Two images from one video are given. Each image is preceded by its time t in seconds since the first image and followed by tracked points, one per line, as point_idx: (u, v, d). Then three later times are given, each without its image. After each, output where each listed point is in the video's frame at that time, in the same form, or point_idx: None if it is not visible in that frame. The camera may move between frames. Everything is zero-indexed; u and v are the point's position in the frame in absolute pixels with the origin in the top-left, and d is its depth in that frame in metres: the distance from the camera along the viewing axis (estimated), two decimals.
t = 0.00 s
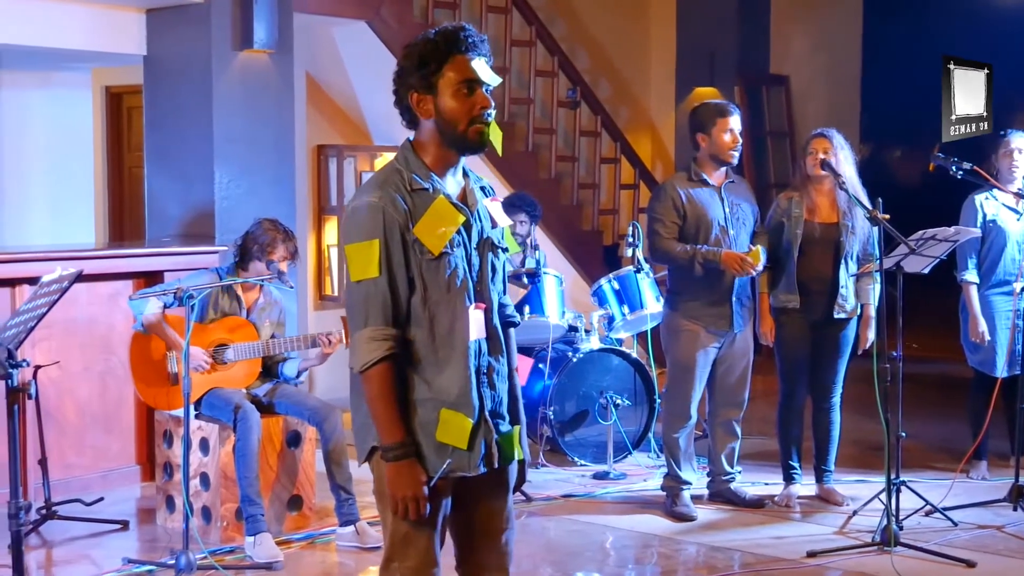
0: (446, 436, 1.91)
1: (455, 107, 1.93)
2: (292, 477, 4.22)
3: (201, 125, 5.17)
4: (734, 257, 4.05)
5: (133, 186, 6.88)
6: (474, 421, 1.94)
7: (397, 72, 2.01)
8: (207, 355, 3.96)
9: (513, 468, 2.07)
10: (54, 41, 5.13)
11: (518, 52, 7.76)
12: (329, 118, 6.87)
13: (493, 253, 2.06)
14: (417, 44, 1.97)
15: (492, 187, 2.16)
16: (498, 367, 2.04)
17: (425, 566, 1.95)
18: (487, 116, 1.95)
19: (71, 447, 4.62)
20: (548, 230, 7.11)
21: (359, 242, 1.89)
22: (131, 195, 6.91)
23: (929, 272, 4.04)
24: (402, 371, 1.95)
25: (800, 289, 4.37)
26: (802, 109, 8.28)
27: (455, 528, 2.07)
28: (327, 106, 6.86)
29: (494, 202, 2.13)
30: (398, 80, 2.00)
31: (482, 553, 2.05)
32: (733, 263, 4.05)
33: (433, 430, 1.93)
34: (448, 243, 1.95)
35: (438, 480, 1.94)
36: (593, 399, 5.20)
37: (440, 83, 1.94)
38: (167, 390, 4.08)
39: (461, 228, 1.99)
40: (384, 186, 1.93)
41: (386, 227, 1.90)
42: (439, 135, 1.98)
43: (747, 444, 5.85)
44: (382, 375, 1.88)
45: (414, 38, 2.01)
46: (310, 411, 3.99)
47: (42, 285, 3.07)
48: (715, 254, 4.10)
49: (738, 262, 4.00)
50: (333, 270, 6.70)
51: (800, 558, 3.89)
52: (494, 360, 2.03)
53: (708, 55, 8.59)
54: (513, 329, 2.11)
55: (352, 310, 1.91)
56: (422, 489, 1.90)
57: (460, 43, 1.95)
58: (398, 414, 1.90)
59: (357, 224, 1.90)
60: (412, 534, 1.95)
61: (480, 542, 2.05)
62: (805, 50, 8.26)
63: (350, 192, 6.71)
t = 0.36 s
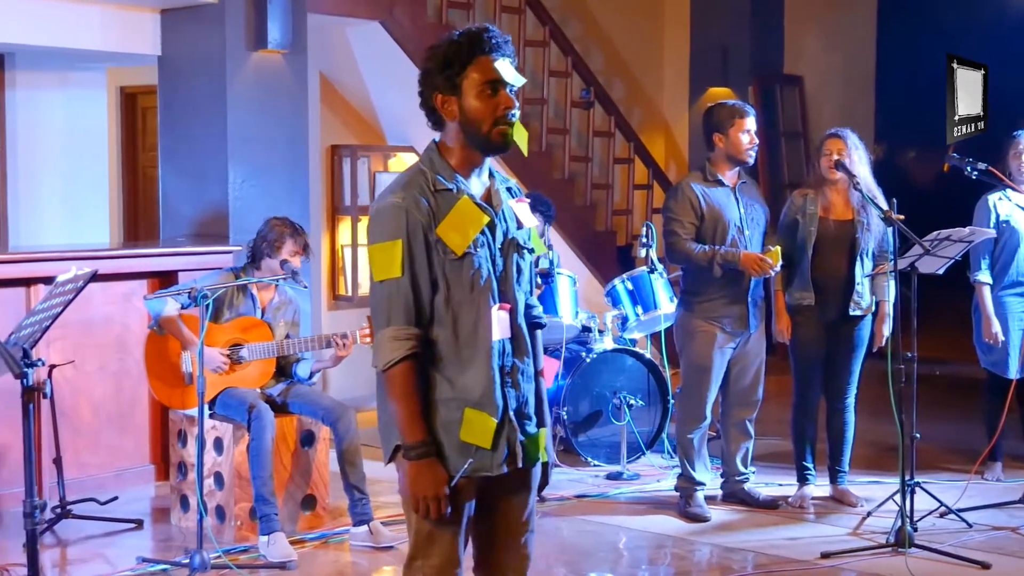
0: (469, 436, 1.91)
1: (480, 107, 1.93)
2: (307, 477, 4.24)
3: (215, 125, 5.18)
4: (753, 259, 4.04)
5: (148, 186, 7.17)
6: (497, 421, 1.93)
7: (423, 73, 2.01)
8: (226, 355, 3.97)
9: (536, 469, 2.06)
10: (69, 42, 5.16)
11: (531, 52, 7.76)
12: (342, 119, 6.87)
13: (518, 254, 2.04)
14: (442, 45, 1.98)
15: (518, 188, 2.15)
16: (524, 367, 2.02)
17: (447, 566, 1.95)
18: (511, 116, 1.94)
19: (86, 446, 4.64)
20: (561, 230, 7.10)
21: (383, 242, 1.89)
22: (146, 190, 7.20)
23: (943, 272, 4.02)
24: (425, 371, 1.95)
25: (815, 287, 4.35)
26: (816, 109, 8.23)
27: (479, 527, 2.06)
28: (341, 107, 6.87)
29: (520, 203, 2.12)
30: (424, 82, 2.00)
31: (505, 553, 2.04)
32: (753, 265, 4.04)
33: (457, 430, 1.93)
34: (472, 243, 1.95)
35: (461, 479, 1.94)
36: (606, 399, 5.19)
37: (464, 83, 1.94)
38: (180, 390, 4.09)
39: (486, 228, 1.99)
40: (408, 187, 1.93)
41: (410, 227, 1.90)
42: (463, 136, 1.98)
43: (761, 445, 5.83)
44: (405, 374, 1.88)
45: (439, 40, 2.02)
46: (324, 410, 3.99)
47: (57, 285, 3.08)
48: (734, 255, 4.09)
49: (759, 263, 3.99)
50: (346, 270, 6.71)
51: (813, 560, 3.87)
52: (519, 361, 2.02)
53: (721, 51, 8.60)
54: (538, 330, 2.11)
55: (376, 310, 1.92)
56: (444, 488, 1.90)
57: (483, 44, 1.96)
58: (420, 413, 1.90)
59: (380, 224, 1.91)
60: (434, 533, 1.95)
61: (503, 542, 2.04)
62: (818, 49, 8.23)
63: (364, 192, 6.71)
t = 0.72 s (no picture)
0: (504, 433, 1.91)
1: (519, 108, 1.93)
2: (324, 477, 4.25)
3: (234, 125, 5.20)
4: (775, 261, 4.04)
5: (168, 186, 7.20)
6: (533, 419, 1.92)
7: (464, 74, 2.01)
8: (254, 357, 3.98)
9: (569, 468, 2.05)
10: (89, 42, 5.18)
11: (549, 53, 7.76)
12: (362, 120, 6.88)
13: (556, 255, 2.03)
14: (482, 47, 1.98)
15: (557, 189, 2.13)
16: (559, 367, 2.01)
17: (481, 563, 1.95)
18: (551, 117, 1.93)
19: (105, 445, 4.66)
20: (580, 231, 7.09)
21: (421, 241, 1.89)
22: (165, 193, 7.21)
23: (962, 274, 4.00)
24: (462, 368, 1.95)
25: (834, 291, 4.32)
26: (835, 109, 8.24)
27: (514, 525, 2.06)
28: (360, 108, 6.88)
29: (560, 204, 2.10)
30: (465, 84, 2.01)
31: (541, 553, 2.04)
32: (774, 266, 4.03)
33: (493, 428, 1.92)
34: (510, 243, 1.94)
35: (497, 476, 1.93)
36: (624, 400, 5.16)
37: (504, 85, 1.94)
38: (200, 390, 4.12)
39: (523, 229, 1.98)
40: (447, 187, 1.93)
41: (447, 227, 1.90)
42: (502, 136, 1.97)
43: (779, 446, 5.80)
44: (442, 371, 1.89)
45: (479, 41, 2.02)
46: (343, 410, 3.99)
47: (76, 285, 3.09)
48: (754, 257, 4.07)
49: (779, 268, 3.99)
50: (365, 270, 6.71)
51: (832, 561, 3.85)
52: (555, 360, 2.00)
53: (739, 53, 8.51)
54: (577, 331, 2.11)
55: (414, 308, 1.92)
56: (479, 484, 1.90)
57: (524, 46, 1.95)
58: (457, 409, 1.90)
59: (419, 223, 1.91)
60: (470, 529, 1.95)
61: (537, 539, 2.04)
62: (837, 49, 8.18)
63: (382, 192, 6.72)
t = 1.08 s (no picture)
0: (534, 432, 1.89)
1: (554, 109, 1.92)
2: (344, 476, 4.25)
3: (256, 125, 5.21)
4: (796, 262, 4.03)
5: (189, 187, 7.29)
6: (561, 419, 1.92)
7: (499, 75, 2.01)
8: (275, 358, 3.99)
9: (597, 468, 2.05)
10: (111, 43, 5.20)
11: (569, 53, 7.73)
12: (382, 121, 6.88)
13: (586, 257, 2.02)
14: (518, 48, 1.97)
15: (591, 191, 2.11)
16: (586, 368, 2.01)
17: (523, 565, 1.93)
18: (585, 119, 1.93)
19: (127, 444, 4.68)
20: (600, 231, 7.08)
21: (452, 239, 1.89)
22: (186, 194, 7.32)
23: (984, 274, 3.97)
24: (491, 367, 1.94)
25: (855, 291, 4.28)
26: (856, 108, 8.20)
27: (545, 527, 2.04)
28: (380, 108, 6.89)
29: (593, 206, 2.08)
30: (499, 85, 2.00)
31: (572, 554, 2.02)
32: (795, 266, 4.01)
33: (523, 427, 1.91)
34: (541, 243, 1.93)
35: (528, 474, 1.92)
36: (644, 401, 5.15)
37: (540, 86, 1.93)
38: (220, 392, 4.15)
39: (554, 230, 1.97)
40: (480, 187, 1.92)
41: (479, 226, 1.89)
42: (538, 137, 1.96)
43: (799, 447, 5.76)
44: (470, 369, 1.87)
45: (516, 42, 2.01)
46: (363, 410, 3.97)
47: (98, 284, 3.11)
48: (775, 258, 4.05)
49: (801, 270, 3.96)
50: (385, 270, 6.72)
51: (852, 563, 3.82)
52: (582, 362, 2.00)
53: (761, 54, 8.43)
54: (607, 331, 2.12)
55: (444, 305, 1.91)
56: (508, 482, 1.87)
57: (561, 48, 1.95)
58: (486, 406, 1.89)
59: (450, 220, 1.91)
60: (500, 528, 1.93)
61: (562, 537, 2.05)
62: (860, 48, 8.13)
63: (403, 192, 6.71)
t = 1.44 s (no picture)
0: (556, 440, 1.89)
1: (576, 109, 1.91)
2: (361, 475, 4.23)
3: (277, 126, 5.22)
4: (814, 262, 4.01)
5: (210, 186, 7.32)
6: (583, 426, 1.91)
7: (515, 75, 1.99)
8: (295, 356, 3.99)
9: (616, 475, 2.04)
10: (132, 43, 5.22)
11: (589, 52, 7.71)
12: (403, 122, 6.89)
13: (605, 260, 2.02)
14: (538, 46, 1.95)
15: (605, 193, 2.11)
16: (607, 373, 2.00)
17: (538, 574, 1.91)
18: (608, 118, 1.91)
19: (147, 443, 4.69)
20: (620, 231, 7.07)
21: (474, 243, 1.87)
22: (207, 189, 7.34)
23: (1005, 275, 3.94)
24: (513, 374, 1.93)
25: (876, 291, 4.26)
26: (878, 108, 8.15)
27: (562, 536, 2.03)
28: (401, 109, 6.89)
29: (608, 207, 2.08)
30: (518, 84, 1.96)
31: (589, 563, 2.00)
32: (815, 266, 3.98)
33: (545, 434, 1.90)
34: (562, 247, 1.93)
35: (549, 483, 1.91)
36: (664, 401, 5.12)
37: (563, 86, 1.91)
38: (238, 394, 4.14)
39: (575, 232, 1.97)
40: (501, 188, 1.91)
41: (502, 228, 1.88)
42: (559, 136, 1.95)
43: (819, 448, 5.73)
44: (493, 376, 1.85)
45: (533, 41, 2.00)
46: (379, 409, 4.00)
47: (120, 284, 3.12)
48: (795, 258, 4.02)
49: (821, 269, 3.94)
50: (405, 270, 6.72)
51: (873, 564, 3.79)
52: (603, 366, 1.99)
53: (782, 54, 8.37)
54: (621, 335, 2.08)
55: (464, 311, 1.89)
56: (529, 492, 1.86)
57: (581, 46, 1.93)
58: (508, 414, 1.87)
59: (472, 223, 1.88)
60: (519, 540, 1.92)
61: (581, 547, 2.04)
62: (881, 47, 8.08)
63: (423, 192, 6.71)
